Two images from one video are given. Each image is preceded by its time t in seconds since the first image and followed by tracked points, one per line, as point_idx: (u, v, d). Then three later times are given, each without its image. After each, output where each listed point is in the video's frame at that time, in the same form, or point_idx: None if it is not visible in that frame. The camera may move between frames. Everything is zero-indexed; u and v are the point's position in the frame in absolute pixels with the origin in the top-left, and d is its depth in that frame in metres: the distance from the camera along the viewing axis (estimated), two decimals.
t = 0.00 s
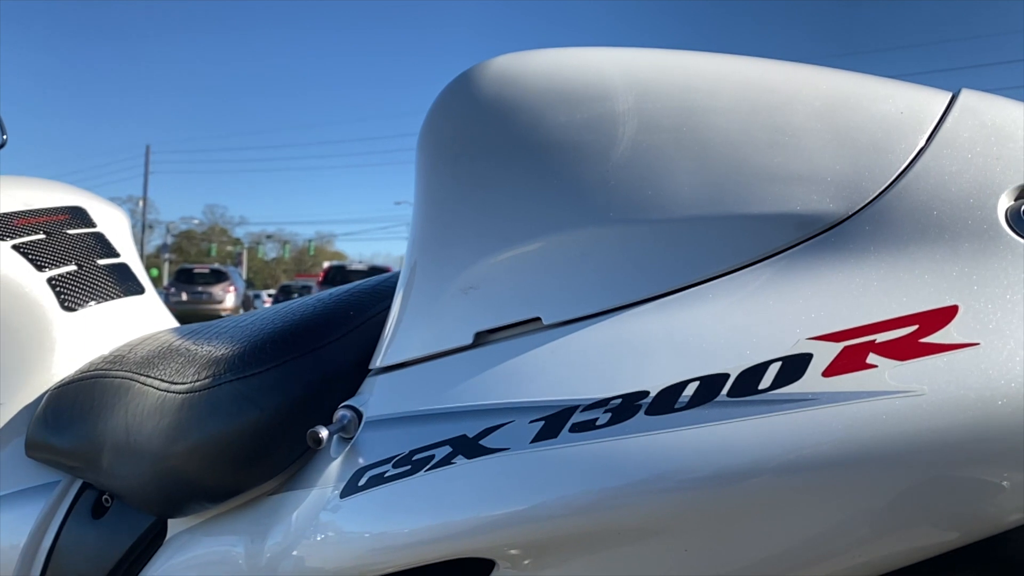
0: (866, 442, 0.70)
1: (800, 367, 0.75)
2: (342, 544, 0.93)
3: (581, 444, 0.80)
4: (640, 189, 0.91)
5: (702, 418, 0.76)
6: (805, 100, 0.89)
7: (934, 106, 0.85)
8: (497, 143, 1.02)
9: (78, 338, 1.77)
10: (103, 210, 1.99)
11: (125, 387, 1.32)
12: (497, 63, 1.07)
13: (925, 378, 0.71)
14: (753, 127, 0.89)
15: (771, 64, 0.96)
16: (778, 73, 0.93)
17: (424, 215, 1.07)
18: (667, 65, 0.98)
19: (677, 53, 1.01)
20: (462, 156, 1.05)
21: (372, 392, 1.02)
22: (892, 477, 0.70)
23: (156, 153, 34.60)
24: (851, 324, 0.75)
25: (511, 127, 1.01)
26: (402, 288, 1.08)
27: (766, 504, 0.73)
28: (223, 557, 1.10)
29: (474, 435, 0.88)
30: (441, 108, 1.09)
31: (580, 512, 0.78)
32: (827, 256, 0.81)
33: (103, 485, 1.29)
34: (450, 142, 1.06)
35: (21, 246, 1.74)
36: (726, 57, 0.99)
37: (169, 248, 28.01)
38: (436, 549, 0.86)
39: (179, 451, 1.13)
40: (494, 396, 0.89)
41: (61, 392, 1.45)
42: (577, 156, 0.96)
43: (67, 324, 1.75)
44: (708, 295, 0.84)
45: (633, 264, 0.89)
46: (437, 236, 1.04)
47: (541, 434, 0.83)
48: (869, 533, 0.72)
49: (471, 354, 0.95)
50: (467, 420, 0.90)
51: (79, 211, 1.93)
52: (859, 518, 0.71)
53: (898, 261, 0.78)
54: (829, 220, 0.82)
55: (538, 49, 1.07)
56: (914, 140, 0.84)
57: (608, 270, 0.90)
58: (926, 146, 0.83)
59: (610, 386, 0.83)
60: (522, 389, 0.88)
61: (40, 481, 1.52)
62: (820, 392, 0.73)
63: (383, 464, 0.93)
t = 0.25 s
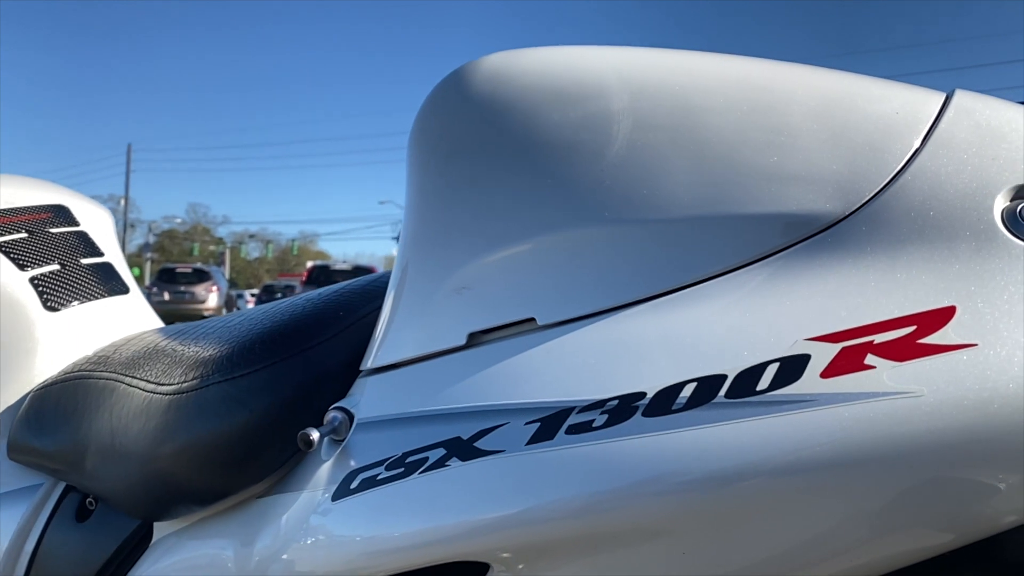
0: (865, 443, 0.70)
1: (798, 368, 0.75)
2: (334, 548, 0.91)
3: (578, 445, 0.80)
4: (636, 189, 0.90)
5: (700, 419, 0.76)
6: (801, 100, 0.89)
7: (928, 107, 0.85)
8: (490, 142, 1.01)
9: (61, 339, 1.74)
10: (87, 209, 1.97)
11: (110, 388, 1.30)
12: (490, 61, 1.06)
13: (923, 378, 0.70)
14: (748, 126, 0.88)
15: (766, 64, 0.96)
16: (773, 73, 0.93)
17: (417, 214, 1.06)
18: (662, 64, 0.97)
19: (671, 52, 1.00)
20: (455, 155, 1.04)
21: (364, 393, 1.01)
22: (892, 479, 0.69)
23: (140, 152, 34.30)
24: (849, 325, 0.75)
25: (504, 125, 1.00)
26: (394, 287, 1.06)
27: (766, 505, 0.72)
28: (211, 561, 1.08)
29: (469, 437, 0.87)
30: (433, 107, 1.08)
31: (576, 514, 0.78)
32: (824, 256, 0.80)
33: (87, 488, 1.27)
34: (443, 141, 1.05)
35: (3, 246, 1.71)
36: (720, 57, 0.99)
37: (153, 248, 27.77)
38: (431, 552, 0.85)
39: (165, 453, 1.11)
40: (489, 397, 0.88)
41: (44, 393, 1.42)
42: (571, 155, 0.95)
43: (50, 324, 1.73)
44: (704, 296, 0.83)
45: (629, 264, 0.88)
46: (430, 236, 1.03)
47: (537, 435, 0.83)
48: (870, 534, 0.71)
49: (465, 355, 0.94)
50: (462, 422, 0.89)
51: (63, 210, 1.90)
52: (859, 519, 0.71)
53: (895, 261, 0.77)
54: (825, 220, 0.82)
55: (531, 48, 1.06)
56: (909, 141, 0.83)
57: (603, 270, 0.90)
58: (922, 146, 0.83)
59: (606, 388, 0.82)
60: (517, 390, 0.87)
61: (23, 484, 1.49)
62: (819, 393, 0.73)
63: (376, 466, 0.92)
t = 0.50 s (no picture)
0: (867, 443, 0.69)
1: (800, 367, 0.74)
2: (330, 551, 0.90)
3: (579, 446, 0.79)
4: (635, 187, 0.89)
5: (702, 419, 0.75)
6: (800, 99, 0.88)
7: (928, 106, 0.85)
8: (487, 140, 1.00)
9: (47, 339, 1.72)
10: (73, 207, 1.94)
11: (98, 389, 1.28)
12: (486, 58, 1.05)
13: (925, 378, 0.70)
14: (747, 124, 0.88)
15: (764, 62, 0.95)
16: (771, 71, 0.92)
17: (412, 213, 1.05)
18: (660, 62, 0.96)
19: (668, 50, 1.00)
20: (450, 153, 1.03)
21: (359, 394, 0.99)
22: (893, 480, 0.69)
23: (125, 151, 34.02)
24: (851, 324, 0.74)
25: (501, 123, 0.99)
26: (389, 287, 1.05)
27: (766, 506, 0.72)
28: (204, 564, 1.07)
29: (467, 438, 0.86)
30: (429, 104, 1.07)
31: (576, 516, 0.77)
32: (826, 255, 0.80)
33: (74, 491, 1.24)
34: (439, 139, 1.04)
35: None
36: (718, 55, 0.98)
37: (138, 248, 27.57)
38: (428, 555, 0.84)
39: (155, 454, 1.09)
40: (488, 397, 0.87)
41: (30, 394, 1.40)
42: (570, 153, 0.94)
43: (35, 324, 1.70)
44: (705, 295, 0.83)
45: (628, 263, 0.88)
46: (425, 234, 1.02)
47: (537, 436, 0.82)
48: (868, 535, 0.71)
49: (462, 355, 0.93)
50: (460, 422, 0.88)
51: (48, 208, 1.88)
52: (858, 520, 0.70)
53: (896, 259, 0.77)
54: (826, 218, 0.81)
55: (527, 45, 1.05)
56: (909, 139, 0.83)
57: (602, 269, 0.89)
58: (922, 145, 0.82)
59: (607, 387, 0.81)
60: (516, 391, 0.86)
61: (8, 486, 1.47)
62: (822, 392, 0.72)
63: (372, 468, 0.91)
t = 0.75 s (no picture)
0: (871, 441, 0.69)
1: (803, 365, 0.74)
2: (326, 552, 0.89)
3: (580, 445, 0.78)
4: (634, 183, 0.89)
5: (704, 418, 0.74)
6: (800, 96, 0.88)
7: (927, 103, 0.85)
8: (484, 136, 0.99)
9: (33, 337, 1.69)
10: (60, 205, 1.92)
11: (86, 388, 1.25)
12: (482, 54, 1.04)
13: (928, 376, 0.70)
14: (747, 121, 0.87)
15: (763, 59, 0.95)
16: (770, 68, 0.92)
17: (407, 210, 1.04)
18: (658, 58, 0.96)
19: (666, 47, 0.99)
20: (447, 149, 1.02)
21: (354, 392, 0.98)
22: (895, 478, 0.69)
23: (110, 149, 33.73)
24: (853, 322, 0.74)
25: (498, 119, 0.98)
26: (384, 285, 1.04)
27: (768, 506, 0.71)
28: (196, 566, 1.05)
29: (466, 437, 0.85)
30: (424, 100, 1.05)
31: (576, 515, 0.76)
32: (827, 252, 0.79)
33: (62, 492, 1.22)
34: (436, 135, 1.03)
35: None
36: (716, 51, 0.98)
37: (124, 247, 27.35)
38: (426, 556, 0.83)
39: (145, 454, 1.07)
40: (487, 396, 0.86)
41: (16, 393, 1.38)
42: (568, 150, 0.93)
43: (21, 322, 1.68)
44: (705, 292, 0.82)
45: (627, 260, 0.87)
46: (422, 232, 1.01)
47: (537, 435, 0.81)
48: (869, 535, 0.70)
49: (459, 353, 0.92)
50: (458, 421, 0.87)
51: (34, 205, 1.85)
52: (860, 520, 0.70)
53: (898, 257, 0.76)
54: (827, 216, 0.81)
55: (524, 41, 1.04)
56: (909, 137, 0.83)
57: (601, 266, 0.88)
58: (922, 142, 0.82)
59: (608, 386, 0.80)
60: (515, 389, 0.85)
61: None
62: (825, 390, 0.72)
63: (369, 468, 0.90)
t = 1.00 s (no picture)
0: (869, 440, 0.68)
1: (801, 363, 0.73)
2: (317, 554, 0.88)
3: (576, 444, 0.77)
4: (629, 180, 0.88)
5: (702, 416, 0.74)
6: (795, 92, 0.87)
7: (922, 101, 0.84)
8: (477, 132, 0.98)
9: (15, 336, 1.67)
10: (42, 202, 1.90)
11: (70, 388, 1.23)
12: (474, 49, 1.03)
13: (927, 373, 0.69)
14: (742, 118, 0.87)
15: (757, 55, 0.94)
16: (765, 65, 0.91)
17: (398, 207, 1.03)
18: (652, 54, 0.95)
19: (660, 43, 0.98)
20: (439, 145, 1.00)
21: (345, 392, 0.97)
22: (893, 477, 0.68)
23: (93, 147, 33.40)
24: (851, 319, 0.73)
25: (491, 114, 0.97)
26: (375, 282, 1.03)
27: (764, 506, 0.70)
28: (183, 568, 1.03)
29: (460, 437, 0.84)
30: (416, 96, 1.04)
31: (571, 515, 0.75)
32: (824, 249, 0.78)
33: (45, 494, 1.20)
34: (427, 131, 1.02)
35: None
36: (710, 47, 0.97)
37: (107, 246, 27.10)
38: (419, 557, 0.82)
39: (130, 455, 1.05)
40: (480, 395, 0.85)
41: None
42: (562, 146, 0.92)
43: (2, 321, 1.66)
44: (702, 289, 0.81)
45: (622, 257, 0.86)
46: (414, 229, 1.00)
47: (532, 434, 0.80)
48: (864, 535, 0.70)
49: (452, 352, 0.91)
50: (452, 421, 0.85)
51: (15, 202, 1.83)
52: (857, 520, 0.69)
53: (895, 254, 0.76)
54: (824, 212, 0.80)
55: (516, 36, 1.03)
56: (905, 134, 0.82)
57: (595, 263, 0.87)
58: (918, 139, 0.82)
59: (604, 384, 0.79)
60: (510, 388, 0.84)
61: None
62: (824, 388, 0.71)
63: (360, 468, 0.88)
